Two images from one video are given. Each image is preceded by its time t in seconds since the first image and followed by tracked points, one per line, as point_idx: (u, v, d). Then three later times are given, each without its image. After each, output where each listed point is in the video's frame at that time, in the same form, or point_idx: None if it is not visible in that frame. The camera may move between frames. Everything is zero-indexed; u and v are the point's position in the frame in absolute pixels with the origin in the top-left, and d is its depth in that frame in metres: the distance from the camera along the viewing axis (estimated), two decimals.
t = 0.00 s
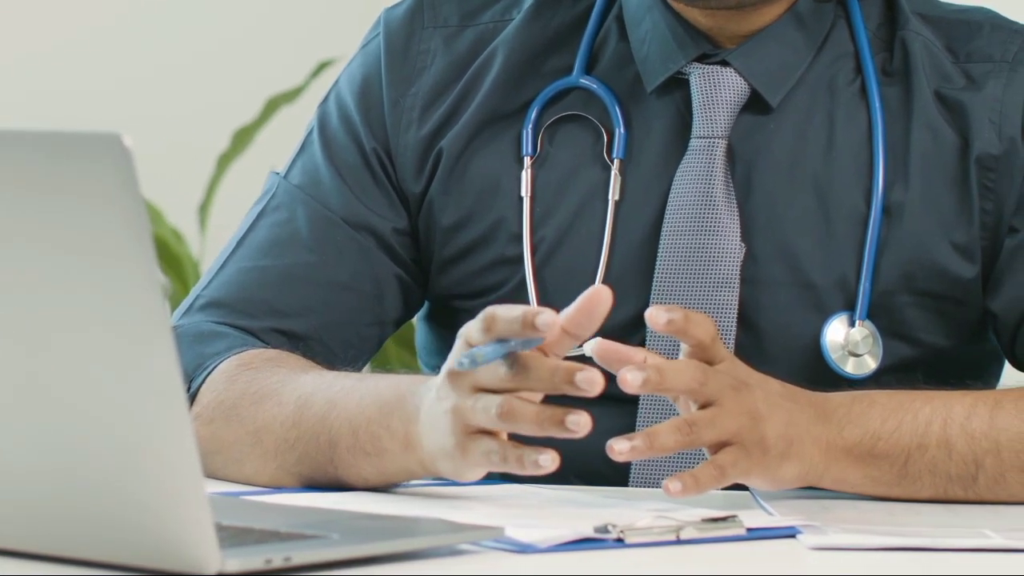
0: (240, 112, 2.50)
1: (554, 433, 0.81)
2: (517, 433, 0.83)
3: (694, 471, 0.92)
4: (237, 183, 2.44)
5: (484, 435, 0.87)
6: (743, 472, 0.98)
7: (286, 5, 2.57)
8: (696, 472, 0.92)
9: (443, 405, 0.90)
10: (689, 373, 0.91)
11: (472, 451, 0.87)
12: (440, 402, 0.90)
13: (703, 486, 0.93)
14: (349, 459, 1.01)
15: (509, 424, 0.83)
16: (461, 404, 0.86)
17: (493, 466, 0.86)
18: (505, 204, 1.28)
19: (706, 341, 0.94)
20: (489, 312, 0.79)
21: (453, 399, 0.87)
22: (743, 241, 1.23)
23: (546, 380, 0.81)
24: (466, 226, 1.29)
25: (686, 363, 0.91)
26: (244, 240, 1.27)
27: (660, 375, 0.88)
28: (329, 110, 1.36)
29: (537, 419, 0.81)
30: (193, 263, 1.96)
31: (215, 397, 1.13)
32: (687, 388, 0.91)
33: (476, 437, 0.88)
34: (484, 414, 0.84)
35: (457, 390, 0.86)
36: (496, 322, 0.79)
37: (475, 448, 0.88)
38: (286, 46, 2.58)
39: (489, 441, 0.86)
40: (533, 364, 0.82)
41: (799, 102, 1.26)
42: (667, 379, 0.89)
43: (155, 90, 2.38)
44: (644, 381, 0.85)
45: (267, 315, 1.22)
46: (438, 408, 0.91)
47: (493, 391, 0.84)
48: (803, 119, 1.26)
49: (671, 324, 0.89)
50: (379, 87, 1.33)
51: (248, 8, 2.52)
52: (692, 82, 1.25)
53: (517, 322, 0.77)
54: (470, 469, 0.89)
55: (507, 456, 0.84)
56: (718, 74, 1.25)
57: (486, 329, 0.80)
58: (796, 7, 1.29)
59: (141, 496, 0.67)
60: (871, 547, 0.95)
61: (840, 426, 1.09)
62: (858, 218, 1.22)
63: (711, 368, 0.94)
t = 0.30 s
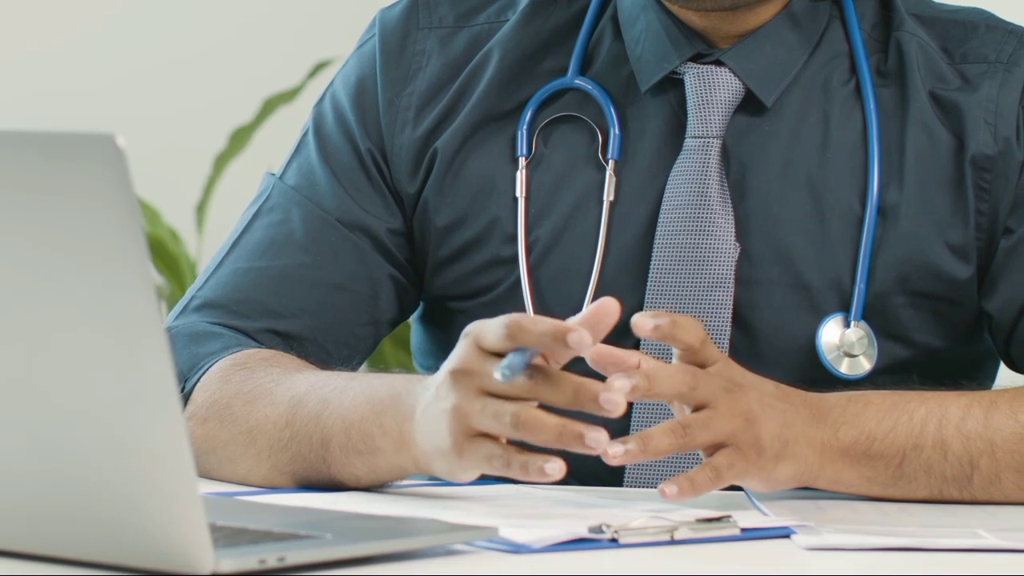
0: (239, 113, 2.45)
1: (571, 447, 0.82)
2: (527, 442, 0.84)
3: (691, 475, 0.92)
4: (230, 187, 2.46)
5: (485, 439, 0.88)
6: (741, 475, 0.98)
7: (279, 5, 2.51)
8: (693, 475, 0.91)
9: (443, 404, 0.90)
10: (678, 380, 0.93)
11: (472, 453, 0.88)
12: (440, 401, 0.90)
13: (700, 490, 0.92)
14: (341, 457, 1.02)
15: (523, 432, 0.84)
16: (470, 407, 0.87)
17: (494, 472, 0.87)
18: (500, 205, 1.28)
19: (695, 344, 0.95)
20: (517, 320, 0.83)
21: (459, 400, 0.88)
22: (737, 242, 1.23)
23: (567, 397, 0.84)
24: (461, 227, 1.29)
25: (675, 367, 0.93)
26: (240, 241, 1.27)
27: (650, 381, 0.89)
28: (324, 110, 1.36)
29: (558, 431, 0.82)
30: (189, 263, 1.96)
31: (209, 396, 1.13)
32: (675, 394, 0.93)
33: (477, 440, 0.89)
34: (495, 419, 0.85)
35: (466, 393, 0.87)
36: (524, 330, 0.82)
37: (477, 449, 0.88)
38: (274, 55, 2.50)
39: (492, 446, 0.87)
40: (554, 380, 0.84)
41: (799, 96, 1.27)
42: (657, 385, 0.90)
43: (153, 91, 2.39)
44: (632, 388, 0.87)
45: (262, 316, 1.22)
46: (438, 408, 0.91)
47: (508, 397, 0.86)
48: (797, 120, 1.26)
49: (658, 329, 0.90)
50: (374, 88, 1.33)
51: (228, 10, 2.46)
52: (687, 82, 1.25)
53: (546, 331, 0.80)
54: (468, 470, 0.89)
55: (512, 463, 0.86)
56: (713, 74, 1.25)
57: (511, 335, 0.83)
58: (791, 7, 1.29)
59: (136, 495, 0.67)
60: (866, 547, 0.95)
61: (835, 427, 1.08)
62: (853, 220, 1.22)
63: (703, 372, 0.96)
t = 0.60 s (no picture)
0: (235, 112, 2.46)
1: (603, 409, 0.83)
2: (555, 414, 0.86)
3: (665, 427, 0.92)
4: (228, 187, 2.45)
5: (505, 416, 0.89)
6: (725, 441, 0.98)
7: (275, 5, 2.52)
8: (665, 428, 0.91)
9: (437, 388, 0.91)
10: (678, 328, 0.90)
11: (489, 433, 0.90)
12: (433, 386, 0.92)
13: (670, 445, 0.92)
14: (332, 447, 1.03)
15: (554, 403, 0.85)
16: (484, 387, 0.88)
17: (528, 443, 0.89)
18: (496, 204, 1.28)
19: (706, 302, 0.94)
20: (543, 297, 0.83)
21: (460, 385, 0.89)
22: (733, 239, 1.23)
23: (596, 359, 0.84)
24: (456, 226, 1.29)
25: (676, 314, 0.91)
26: (233, 242, 1.27)
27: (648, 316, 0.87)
28: (319, 110, 1.36)
29: (587, 397, 0.83)
30: (186, 262, 1.96)
31: (198, 391, 1.13)
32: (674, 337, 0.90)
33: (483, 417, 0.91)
34: (518, 399, 0.86)
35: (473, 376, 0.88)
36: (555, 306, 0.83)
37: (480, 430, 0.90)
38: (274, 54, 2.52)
39: (516, 421, 0.89)
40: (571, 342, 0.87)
41: (793, 98, 1.26)
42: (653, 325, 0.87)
43: (152, 90, 2.39)
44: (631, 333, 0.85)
45: (255, 315, 1.22)
46: (429, 391, 0.93)
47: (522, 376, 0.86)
48: (793, 119, 1.26)
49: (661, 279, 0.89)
50: (369, 88, 1.33)
51: (221, 8, 2.46)
52: (684, 79, 1.25)
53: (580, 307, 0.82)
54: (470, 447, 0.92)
55: (548, 434, 0.88)
56: (709, 71, 1.25)
57: (536, 313, 0.84)
58: (787, 5, 1.30)
59: (128, 496, 0.67)
60: (859, 547, 0.95)
61: (832, 421, 1.08)
62: (848, 219, 1.22)
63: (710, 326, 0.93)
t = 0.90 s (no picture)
0: (230, 112, 2.46)
1: (571, 316, 0.82)
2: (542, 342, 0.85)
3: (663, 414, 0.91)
4: (227, 185, 2.45)
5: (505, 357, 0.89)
6: (722, 435, 0.98)
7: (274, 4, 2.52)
8: (663, 415, 0.91)
9: (424, 371, 0.91)
10: (711, 316, 0.89)
11: (497, 384, 0.90)
12: (417, 370, 0.92)
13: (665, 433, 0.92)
14: (334, 438, 1.06)
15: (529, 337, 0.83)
16: (465, 346, 0.87)
17: (535, 370, 0.88)
18: (494, 203, 1.27)
19: (740, 293, 0.91)
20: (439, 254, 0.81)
21: (448, 364, 0.89)
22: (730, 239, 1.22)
23: (528, 267, 0.80)
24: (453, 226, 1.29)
25: (712, 299, 0.89)
26: (229, 242, 1.27)
27: (685, 298, 0.87)
28: (315, 111, 1.36)
29: (552, 312, 0.82)
30: (183, 262, 1.97)
31: (189, 390, 1.14)
32: (703, 324, 0.89)
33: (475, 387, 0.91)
34: (499, 348, 0.85)
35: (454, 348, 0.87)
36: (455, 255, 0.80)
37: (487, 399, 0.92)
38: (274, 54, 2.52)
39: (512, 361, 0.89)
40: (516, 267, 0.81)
41: (791, 98, 1.26)
42: (689, 308, 0.87)
43: (155, 90, 2.40)
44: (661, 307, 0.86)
45: (251, 313, 1.23)
46: (414, 376, 0.92)
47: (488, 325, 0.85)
48: (791, 119, 1.25)
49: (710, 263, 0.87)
50: (365, 88, 1.33)
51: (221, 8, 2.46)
52: (681, 80, 1.24)
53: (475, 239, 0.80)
54: (471, 407, 0.93)
55: (546, 356, 0.87)
56: (707, 72, 1.25)
57: (446, 271, 0.82)
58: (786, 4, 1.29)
59: (123, 497, 0.67)
60: (853, 547, 0.95)
61: (831, 421, 1.08)
62: (845, 218, 1.22)
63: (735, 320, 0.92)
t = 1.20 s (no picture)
0: (226, 112, 2.48)
1: (539, 372, 0.81)
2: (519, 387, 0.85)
3: (654, 439, 0.91)
4: (221, 186, 2.45)
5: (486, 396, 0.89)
6: (714, 452, 0.98)
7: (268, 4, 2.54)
8: (655, 439, 0.91)
9: (410, 405, 0.90)
10: (703, 344, 0.88)
11: (482, 419, 0.90)
12: (400, 403, 0.91)
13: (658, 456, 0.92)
14: (323, 455, 1.04)
15: (498, 389, 0.83)
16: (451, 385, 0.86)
17: (517, 409, 0.88)
18: (487, 205, 1.28)
19: (727, 316, 0.90)
20: (400, 314, 0.79)
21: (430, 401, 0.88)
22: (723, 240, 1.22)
23: (483, 332, 0.79)
24: (447, 227, 1.29)
25: (703, 326, 0.88)
26: (223, 242, 1.27)
27: (680, 329, 0.86)
28: (309, 111, 1.36)
29: (519, 367, 0.82)
30: (179, 262, 1.97)
31: (180, 396, 1.14)
32: (696, 351, 0.89)
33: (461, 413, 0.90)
34: (472, 397, 0.84)
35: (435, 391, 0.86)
36: (414, 317, 0.79)
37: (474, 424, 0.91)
38: (270, 41, 2.55)
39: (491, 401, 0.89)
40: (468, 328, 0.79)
41: (783, 100, 1.26)
42: (684, 339, 0.86)
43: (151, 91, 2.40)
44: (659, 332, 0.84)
45: (243, 316, 1.23)
46: (398, 409, 0.92)
47: (458, 374, 0.84)
48: (783, 121, 1.26)
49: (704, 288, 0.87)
50: (359, 89, 1.33)
51: (221, 8, 2.48)
52: (675, 82, 1.24)
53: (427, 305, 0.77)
54: (458, 436, 0.93)
55: (526, 397, 0.87)
56: (700, 74, 1.25)
57: (408, 328, 0.80)
58: (779, 7, 1.29)
59: (114, 497, 0.67)
60: (845, 547, 0.95)
61: (823, 426, 1.07)
62: (838, 220, 1.22)
63: (723, 344, 0.91)
